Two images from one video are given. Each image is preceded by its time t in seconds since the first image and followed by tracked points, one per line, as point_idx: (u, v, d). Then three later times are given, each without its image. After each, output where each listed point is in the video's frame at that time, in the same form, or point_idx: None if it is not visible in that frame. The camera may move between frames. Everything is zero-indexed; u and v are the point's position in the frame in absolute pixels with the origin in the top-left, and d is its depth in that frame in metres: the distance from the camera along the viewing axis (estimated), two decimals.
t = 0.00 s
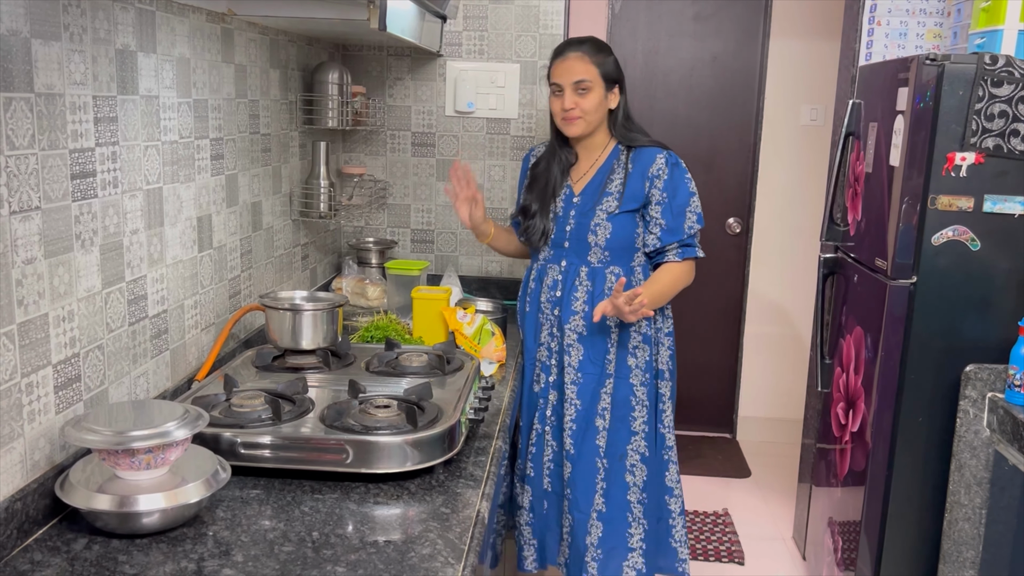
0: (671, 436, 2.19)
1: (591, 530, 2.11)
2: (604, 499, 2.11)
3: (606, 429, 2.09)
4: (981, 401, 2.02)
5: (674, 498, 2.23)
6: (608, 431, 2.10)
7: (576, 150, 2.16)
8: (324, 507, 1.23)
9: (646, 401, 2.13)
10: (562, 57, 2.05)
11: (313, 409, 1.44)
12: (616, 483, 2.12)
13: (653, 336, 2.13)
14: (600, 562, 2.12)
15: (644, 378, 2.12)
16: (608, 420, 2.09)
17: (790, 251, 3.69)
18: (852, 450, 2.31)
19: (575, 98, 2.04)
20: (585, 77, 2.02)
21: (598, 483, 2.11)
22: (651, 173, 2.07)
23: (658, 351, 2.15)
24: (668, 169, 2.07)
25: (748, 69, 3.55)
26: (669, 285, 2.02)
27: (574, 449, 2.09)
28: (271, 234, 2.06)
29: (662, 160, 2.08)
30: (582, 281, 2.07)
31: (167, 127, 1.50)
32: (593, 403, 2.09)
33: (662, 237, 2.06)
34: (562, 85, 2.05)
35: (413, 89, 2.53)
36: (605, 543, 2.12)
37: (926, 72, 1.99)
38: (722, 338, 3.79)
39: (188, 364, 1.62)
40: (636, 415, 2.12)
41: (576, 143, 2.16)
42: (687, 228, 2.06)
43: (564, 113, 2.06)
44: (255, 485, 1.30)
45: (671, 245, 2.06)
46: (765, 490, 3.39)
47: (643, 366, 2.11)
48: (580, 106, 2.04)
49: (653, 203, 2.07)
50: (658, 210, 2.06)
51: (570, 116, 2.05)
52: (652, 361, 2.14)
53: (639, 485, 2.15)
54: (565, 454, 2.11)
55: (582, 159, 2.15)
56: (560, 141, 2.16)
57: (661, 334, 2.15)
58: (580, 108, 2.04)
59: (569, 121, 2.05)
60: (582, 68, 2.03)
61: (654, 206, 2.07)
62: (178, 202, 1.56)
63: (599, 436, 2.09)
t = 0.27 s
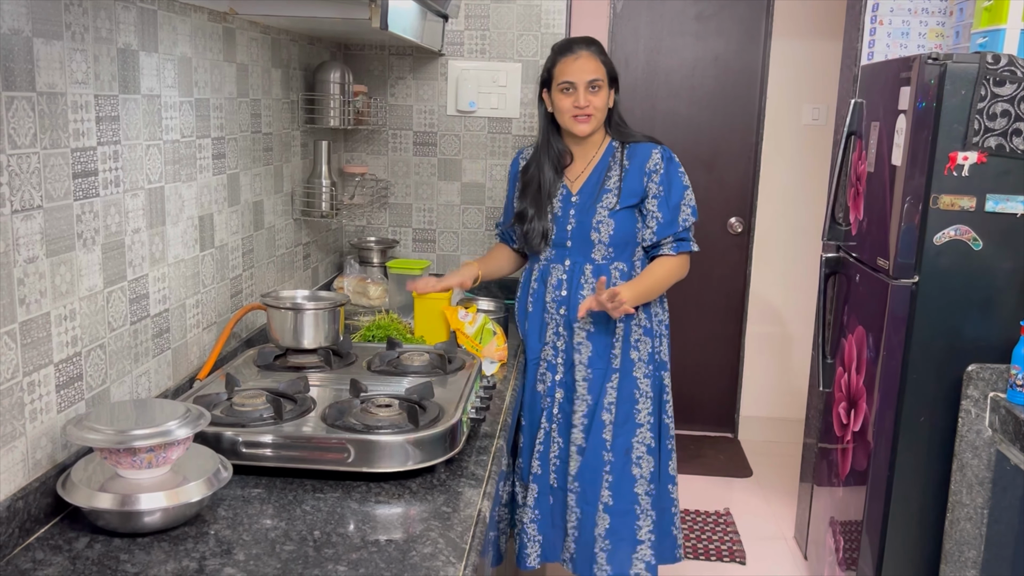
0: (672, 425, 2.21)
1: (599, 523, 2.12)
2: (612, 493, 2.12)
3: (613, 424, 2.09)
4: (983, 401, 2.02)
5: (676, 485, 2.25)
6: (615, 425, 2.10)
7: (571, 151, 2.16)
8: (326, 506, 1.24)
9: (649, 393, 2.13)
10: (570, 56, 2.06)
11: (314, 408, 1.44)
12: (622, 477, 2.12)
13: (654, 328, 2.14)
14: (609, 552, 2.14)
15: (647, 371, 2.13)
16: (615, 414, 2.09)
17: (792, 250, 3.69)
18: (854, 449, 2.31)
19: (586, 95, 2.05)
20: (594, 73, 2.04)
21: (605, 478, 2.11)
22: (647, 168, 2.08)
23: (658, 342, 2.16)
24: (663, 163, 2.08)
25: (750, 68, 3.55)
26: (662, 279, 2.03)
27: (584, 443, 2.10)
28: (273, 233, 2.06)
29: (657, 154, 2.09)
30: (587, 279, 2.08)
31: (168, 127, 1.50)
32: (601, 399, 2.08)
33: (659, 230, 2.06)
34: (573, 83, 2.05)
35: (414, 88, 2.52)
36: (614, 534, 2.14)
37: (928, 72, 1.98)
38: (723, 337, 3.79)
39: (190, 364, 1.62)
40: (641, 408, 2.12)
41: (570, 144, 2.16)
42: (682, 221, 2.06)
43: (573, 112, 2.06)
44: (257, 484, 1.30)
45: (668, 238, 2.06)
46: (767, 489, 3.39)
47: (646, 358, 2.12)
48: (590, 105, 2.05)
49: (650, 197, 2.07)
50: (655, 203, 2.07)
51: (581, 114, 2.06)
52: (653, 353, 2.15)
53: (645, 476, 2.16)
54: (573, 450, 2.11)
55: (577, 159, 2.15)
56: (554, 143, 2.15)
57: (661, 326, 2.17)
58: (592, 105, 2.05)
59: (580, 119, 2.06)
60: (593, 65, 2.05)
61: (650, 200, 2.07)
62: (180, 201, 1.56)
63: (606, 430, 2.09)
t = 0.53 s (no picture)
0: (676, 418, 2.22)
1: (613, 519, 2.13)
2: (623, 489, 2.13)
3: (622, 420, 2.10)
4: (985, 401, 2.02)
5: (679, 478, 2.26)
6: (624, 421, 2.10)
7: (569, 151, 2.15)
8: (327, 505, 1.24)
9: (655, 388, 2.14)
10: (556, 61, 2.04)
11: (316, 408, 1.44)
12: (633, 472, 2.13)
13: (658, 324, 2.14)
14: (622, 549, 2.15)
15: (653, 366, 2.13)
16: (624, 411, 2.10)
17: (795, 250, 3.69)
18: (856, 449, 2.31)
19: (573, 101, 2.03)
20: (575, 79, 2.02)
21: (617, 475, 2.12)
22: (647, 167, 2.09)
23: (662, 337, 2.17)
24: (663, 162, 2.09)
25: (752, 68, 3.54)
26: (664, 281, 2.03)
27: (597, 441, 2.11)
28: (275, 233, 2.06)
29: (656, 153, 2.10)
30: (593, 279, 2.08)
31: (170, 126, 1.51)
32: (612, 396, 2.10)
33: (662, 228, 2.07)
34: (559, 90, 2.04)
35: (416, 88, 2.52)
36: (626, 530, 2.15)
37: (930, 71, 1.98)
38: (725, 337, 3.78)
39: (192, 363, 1.63)
40: (647, 403, 2.13)
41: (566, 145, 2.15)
42: (683, 218, 2.09)
43: (561, 118, 2.05)
44: (258, 483, 1.30)
45: (670, 236, 2.08)
46: (769, 489, 3.39)
47: (652, 355, 2.12)
48: (576, 110, 2.04)
49: (652, 195, 2.08)
50: (657, 201, 2.08)
51: (569, 120, 2.05)
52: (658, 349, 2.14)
53: (653, 472, 2.16)
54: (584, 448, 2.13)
55: (576, 159, 2.15)
56: (550, 145, 2.15)
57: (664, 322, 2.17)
58: (578, 111, 2.03)
59: (569, 125, 2.05)
60: (579, 69, 2.02)
61: (652, 198, 2.09)
62: (182, 200, 1.56)
63: (617, 427, 2.10)
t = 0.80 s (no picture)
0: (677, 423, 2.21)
1: (607, 521, 2.12)
2: (619, 492, 2.12)
3: (620, 424, 2.09)
4: (988, 401, 2.02)
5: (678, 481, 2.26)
6: (622, 425, 2.09)
7: (575, 151, 2.15)
8: (330, 505, 1.24)
9: (655, 392, 2.13)
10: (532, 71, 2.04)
11: (318, 407, 1.44)
12: (629, 476, 2.12)
13: (660, 328, 2.13)
14: (615, 551, 2.14)
15: (653, 371, 2.12)
16: (622, 414, 2.09)
17: (797, 249, 3.68)
18: (858, 449, 2.31)
19: (540, 115, 2.05)
20: (544, 95, 2.02)
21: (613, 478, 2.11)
22: (653, 170, 2.06)
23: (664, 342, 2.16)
24: (670, 165, 2.07)
25: (754, 67, 3.54)
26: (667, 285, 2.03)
27: (591, 442, 2.10)
28: (277, 232, 2.07)
29: (664, 156, 2.07)
30: (592, 279, 2.08)
31: (173, 125, 1.51)
32: (608, 398, 2.08)
33: (667, 233, 2.06)
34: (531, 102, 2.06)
35: (419, 87, 2.52)
36: (620, 533, 2.14)
37: (933, 71, 1.97)
38: (728, 336, 3.78)
39: (194, 362, 1.63)
40: (647, 407, 2.12)
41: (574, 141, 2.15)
42: (690, 223, 2.06)
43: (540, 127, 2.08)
44: (260, 482, 1.30)
45: (676, 241, 2.06)
46: (771, 489, 3.39)
47: (652, 359, 2.12)
48: (548, 122, 2.05)
49: (657, 199, 2.06)
50: (662, 206, 2.06)
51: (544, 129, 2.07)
52: (660, 353, 2.14)
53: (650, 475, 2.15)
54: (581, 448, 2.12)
55: (582, 159, 2.14)
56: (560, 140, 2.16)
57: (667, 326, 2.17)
58: (548, 123, 2.05)
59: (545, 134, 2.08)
60: (542, 86, 2.01)
61: (657, 202, 2.07)
62: (185, 199, 1.56)
63: (613, 430, 2.08)
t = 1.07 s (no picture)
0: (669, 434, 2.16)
1: (581, 522, 2.13)
2: (596, 494, 2.11)
3: (597, 425, 2.09)
4: (991, 401, 2.02)
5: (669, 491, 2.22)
6: (600, 427, 2.09)
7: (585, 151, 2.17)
8: (332, 504, 1.24)
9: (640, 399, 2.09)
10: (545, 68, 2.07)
11: (320, 406, 1.44)
12: (608, 479, 2.11)
13: (651, 335, 2.09)
14: (590, 553, 2.14)
15: (639, 377, 2.09)
16: (600, 415, 2.08)
17: (800, 249, 3.68)
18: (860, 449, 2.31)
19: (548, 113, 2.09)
20: (549, 95, 2.05)
21: (589, 479, 2.11)
22: (651, 173, 2.03)
23: (656, 349, 2.11)
24: (669, 170, 2.02)
25: (757, 66, 3.54)
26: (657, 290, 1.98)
27: (567, 439, 2.11)
28: (279, 231, 2.06)
29: (664, 160, 2.03)
30: (580, 277, 2.08)
31: (176, 124, 1.51)
32: (586, 398, 2.09)
33: (660, 238, 2.01)
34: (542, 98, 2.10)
35: (421, 86, 2.52)
36: (597, 535, 2.13)
37: (937, 71, 1.96)
38: (730, 336, 3.78)
39: (196, 361, 1.63)
40: (629, 412, 2.09)
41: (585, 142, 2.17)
42: (686, 230, 1.99)
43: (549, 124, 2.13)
44: (262, 482, 1.30)
45: (670, 246, 2.00)
46: (773, 488, 3.38)
47: (638, 365, 2.09)
48: (554, 121, 2.09)
49: (653, 203, 2.02)
50: (657, 211, 2.01)
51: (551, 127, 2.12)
52: (649, 360, 2.10)
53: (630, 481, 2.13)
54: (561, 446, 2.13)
55: (590, 159, 2.16)
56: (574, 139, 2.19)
57: (661, 333, 2.11)
58: (554, 123, 2.09)
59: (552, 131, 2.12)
60: (551, 86, 2.04)
61: (652, 206, 2.02)
62: (187, 198, 1.56)
63: (589, 430, 2.09)
